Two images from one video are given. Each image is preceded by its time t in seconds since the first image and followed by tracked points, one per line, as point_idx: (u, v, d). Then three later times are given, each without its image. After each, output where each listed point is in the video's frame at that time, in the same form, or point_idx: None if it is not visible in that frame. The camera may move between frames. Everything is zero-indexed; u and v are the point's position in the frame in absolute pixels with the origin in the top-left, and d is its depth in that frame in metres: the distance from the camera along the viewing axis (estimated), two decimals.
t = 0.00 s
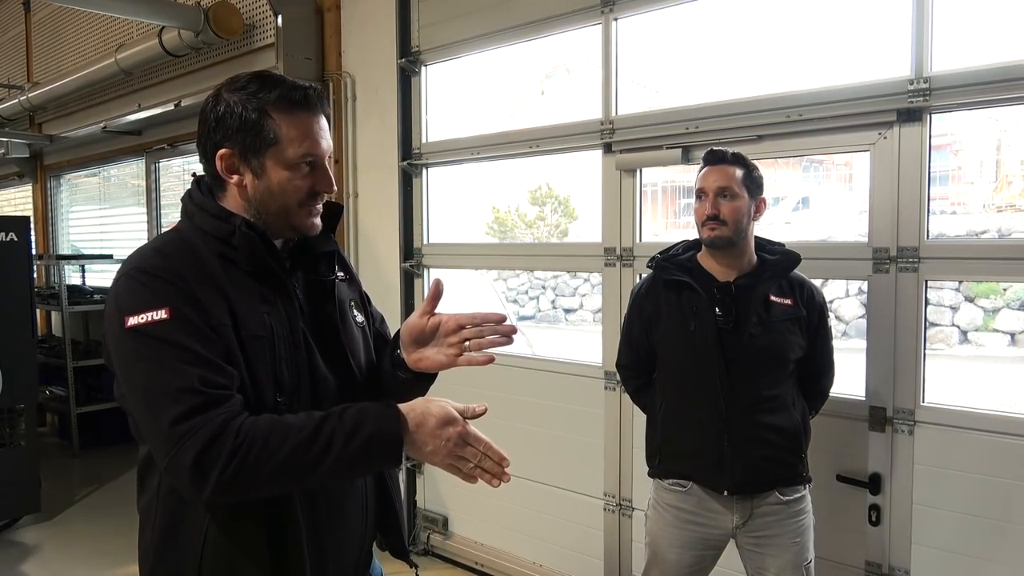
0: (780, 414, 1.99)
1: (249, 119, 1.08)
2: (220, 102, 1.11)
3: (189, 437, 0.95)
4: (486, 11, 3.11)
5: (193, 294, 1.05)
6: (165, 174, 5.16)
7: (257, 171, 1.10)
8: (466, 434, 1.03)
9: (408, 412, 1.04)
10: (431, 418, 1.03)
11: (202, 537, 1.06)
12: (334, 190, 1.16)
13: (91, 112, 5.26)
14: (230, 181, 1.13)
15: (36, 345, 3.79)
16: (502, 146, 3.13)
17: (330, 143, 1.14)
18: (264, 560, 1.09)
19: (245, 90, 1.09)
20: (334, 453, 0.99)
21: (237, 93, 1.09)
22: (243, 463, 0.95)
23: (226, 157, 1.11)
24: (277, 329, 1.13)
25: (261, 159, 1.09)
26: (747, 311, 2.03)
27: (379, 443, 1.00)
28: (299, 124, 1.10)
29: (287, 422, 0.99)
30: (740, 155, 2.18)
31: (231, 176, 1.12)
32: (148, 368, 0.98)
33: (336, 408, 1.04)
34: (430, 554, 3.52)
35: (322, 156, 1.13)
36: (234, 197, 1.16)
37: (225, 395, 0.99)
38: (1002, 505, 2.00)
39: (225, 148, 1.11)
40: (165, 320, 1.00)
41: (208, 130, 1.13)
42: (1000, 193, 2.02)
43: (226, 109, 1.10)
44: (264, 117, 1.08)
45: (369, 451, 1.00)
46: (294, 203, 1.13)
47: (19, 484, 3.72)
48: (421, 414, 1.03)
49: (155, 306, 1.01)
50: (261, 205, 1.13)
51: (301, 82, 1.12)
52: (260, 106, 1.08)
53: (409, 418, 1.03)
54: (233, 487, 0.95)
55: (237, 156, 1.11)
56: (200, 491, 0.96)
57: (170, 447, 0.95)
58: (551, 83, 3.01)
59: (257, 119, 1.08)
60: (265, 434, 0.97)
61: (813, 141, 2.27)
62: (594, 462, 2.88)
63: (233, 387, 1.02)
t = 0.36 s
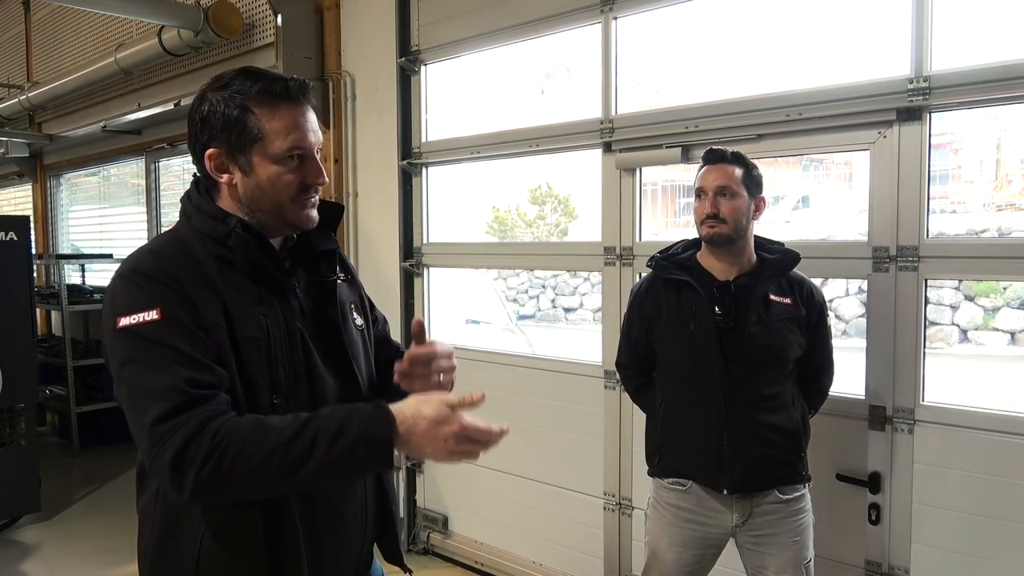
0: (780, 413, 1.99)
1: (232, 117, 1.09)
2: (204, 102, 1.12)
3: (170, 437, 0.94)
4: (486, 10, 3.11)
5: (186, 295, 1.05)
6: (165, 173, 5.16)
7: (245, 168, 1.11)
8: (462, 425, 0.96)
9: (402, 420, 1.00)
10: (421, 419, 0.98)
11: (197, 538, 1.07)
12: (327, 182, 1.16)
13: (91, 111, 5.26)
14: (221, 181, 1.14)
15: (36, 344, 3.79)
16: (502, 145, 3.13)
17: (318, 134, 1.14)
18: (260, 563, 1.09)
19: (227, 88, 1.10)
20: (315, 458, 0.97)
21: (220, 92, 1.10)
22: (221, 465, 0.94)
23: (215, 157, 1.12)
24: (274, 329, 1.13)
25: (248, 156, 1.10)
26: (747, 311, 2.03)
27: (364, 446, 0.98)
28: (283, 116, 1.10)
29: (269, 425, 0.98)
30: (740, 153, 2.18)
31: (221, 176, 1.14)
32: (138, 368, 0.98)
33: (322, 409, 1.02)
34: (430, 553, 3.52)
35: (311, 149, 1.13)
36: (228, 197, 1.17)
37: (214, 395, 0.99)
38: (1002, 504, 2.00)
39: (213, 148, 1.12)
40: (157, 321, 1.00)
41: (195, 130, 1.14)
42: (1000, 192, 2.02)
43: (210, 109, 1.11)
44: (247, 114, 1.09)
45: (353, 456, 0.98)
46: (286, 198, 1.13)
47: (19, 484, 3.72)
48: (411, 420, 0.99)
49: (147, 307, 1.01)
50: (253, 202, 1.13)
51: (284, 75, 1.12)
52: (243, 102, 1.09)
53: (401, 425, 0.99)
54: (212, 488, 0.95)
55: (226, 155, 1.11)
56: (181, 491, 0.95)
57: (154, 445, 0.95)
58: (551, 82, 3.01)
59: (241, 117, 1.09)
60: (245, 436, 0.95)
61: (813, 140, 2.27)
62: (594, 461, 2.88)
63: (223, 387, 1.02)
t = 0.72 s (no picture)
0: (780, 411, 1.99)
1: (244, 121, 1.08)
2: (214, 103, 1.11)
3: (158, 431, 0.95)
4: (487, 9, 3.11)
5: (176, 292, 1.05)
6: (165, 172, 5.16)
7: (252, 174, 1.10)
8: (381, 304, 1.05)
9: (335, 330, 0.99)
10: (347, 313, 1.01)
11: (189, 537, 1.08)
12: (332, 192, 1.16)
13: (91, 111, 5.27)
14: (225, 184, 1.14)
15: (36, 344, 3.79)
16: (502, 145, 3.13)
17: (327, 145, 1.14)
18: (255, 562, 1.09)
19: (239, 92, 1.09)
20: (285, 400, 0.95)
21: (231, 95, 1.09)
22: (202, 447, 0.93)
23: (221, 160, 1.11)
24: (270, 330, 1.12)
25: (255, 162, 1.09)
26: (746, 309, 2.03)
27: (321, 369, 0.96)
28: (294, 125, 1.09)
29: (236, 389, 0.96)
30: (740, 153, 2.17)
31: (226, 179, 1.13)
32: (130, 369, 0.99)
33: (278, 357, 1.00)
34: (431, 552, 3.52)
35: (318, 158, 1.13)
36: (229, 199, 1.16)
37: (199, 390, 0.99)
38: (1001, 502, 2.01)
39: (220, 150, 1.11)
40: (149, 321, 1.00)
41: (203, 131, 1.13)
42: (1000, 191, 2.02)
43: (220, 111, 1.10)
44: (258, 120, 1.08)
45: (314, 383, 0.96)
46: (291, 206, 1.13)
47: (19, 483, 3.72)
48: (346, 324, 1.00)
49: (137, 307, 1.01)
50: (256, 207, 1.13)
51: (297, 82, 1.12)
52: (255, 108, 1.08)
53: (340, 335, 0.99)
54: (200, 471, 0.94)
55: (232, 159, 1.11)
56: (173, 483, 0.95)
57: (144, 450, 0.96)
58: (551, 81, 3.02)
59: (251, 122, 1.08)
60: (217, 407, 0.95)
61: (813, 139, 2.27)
62: (594, 460, 2.88)
63: (213, 380, 1.02)
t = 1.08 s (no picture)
0: (781, 411, 1.99)
1: (251, 123, 1.08)
2: (220, 105, 1.11)
3: (152, 455, 0.95)
4: (488, 9, 3.11)
5: (178, 302, 1.04)
6: (166, 171, 5.16)
7: (261, 175, 1.10)
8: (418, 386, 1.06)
9: (362, 403, 1.03)
10: (375, 394, 1.03)
11: (187, 540, 1.08)
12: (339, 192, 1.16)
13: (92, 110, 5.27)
14: (233, 185, 1.13)
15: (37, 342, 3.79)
16: (503, 144, 3.13)
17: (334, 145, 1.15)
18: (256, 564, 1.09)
19: (245, 93, 1.09)
20: (291, 460, 0.98)
21: (238, 97, 1.09)
22: (200, 478, 0.95)
23: (229, 162, 1.11)
24: (273, 335, 1.12)
25: (264, 163, 1.09)
26: (747, 309, 2.03)
27: (334, 444, 1.00)
28: (302, 126, 1.10)
29: (240, 433, 0.98)
30: (741, 153, 2.17)
31: (234, 181, 1.12)
32: (127, 381, 0.99)
33: (291, 412, 1.03)
34: (431, 551, 3.53)
35: (326, 159, 1.14)
36: (236, 200, 1.15)
37: (196, 408, 0.99)
38: (1002, 502, 2.01)
39: (227, 152, 1.11)
40: (148, 334, 1.00)
41: (208, 132, 1.12)
42: (1001, 191, 2.02)
43: (227, 112, 1.10)
44: (266, 121, 1.08)
45: (325, 452, 0.99)
46: (299, 206, 1.13)
47: (21, 482, 3.73)
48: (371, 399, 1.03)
49: (139, 318, 1.01)
50: (265, 207, 1.13)
51: (302, 84, 1.13)
52: (263, 108, 1.09)
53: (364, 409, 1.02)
54: (192, 500, 0.95)
55: (240, 161, 1.10)
56: (164, 507, 0.96)
57: (134, 467, 0.96)
58: (552, 80, 3.02)
59: (260, 123, 1.08)
60: (221, 445, 0.96)
61: (815, 139, 2.27)
62: (595, 459, 2.89)
63: (212, 405, 1.02)
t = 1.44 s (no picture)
0: (783, 410, 2.00)
1: (237, 106, 1.09)
2: (202, 100, 1.12)
3: (133, 450, 0.95)
4: (490, 8, 3.10)
5: (181, 299, 1.04)
6: (167, 170, 5.16)
7: (258, 155, 1.11)
8: (388, 361, 0.99)
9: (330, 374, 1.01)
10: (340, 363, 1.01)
11: (186, 540, 1.07)
12: (336, 158, 1.18)
13: (93, 108, 5.27)
14: (232, 174, 1.13)
15: (38, 341, 3.80)
16: (504, 144, 3.13)
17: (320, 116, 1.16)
18: (258, 563, 1.10)
19: (224, 81, 1.10)
20: (265, 436, 0.96)
21: (219, 86, 1.10)
22: (182, 467, 0.94)
23: (224, 150, 1.11)
24: (279, 334, 1.12)
25: (258, 142, 1.10)
26: (749, 308, 2.03)
27: (308, 412, 0.97)
28: (286, 99, 1.12)
29: (216, 416, 0.97)
30: (743, 153, 2.17)
31: (232, 168, 1.13)
32: (123, 377, 0.98)
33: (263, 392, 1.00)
34: (432, 551, 3.53)
35: (316, 130, 1.15)
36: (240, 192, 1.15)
37: (187, 409, 0.98)
38: (1003, 502, 2.01)
39: (221, 141, 1.11)
40: (146, 330, 0.99)
41: (198, 128, 1.12)
42: (1002, 191, 2.02)
43: (212, 103, 1.10)
44: (251, 101, 1.10)
45: (298, 422, 0.97)
46: (300, 178, 1.14)
47: (22, 481, 3.73)
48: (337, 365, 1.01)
49: (138, 314, 1.00)
50: (268, 188, 1.13)
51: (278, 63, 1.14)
52: (245, 89, 1.10)
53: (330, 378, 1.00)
54: (174, 493, 0.94)
55: (235, 146, 1.11)
56: (147, 498, 0.95)
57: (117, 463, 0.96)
58: (553, 80, 3.01)
59: (245, 104, 1.09)
60: (201, 434, 0.95)
61: (817, 139, 2.26)
62: (595, 459, 2.89)
63: (206, 404, 1.01)
